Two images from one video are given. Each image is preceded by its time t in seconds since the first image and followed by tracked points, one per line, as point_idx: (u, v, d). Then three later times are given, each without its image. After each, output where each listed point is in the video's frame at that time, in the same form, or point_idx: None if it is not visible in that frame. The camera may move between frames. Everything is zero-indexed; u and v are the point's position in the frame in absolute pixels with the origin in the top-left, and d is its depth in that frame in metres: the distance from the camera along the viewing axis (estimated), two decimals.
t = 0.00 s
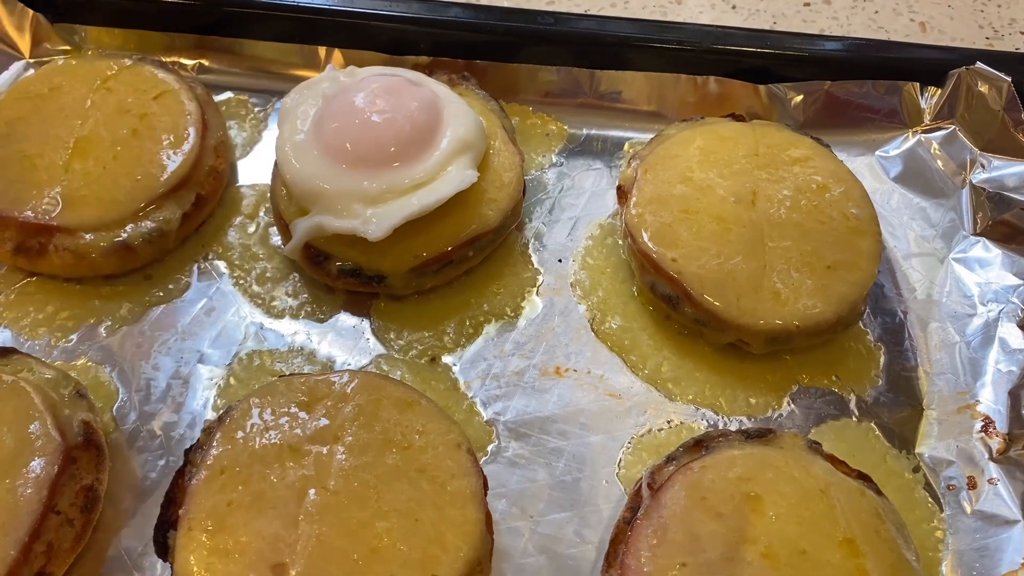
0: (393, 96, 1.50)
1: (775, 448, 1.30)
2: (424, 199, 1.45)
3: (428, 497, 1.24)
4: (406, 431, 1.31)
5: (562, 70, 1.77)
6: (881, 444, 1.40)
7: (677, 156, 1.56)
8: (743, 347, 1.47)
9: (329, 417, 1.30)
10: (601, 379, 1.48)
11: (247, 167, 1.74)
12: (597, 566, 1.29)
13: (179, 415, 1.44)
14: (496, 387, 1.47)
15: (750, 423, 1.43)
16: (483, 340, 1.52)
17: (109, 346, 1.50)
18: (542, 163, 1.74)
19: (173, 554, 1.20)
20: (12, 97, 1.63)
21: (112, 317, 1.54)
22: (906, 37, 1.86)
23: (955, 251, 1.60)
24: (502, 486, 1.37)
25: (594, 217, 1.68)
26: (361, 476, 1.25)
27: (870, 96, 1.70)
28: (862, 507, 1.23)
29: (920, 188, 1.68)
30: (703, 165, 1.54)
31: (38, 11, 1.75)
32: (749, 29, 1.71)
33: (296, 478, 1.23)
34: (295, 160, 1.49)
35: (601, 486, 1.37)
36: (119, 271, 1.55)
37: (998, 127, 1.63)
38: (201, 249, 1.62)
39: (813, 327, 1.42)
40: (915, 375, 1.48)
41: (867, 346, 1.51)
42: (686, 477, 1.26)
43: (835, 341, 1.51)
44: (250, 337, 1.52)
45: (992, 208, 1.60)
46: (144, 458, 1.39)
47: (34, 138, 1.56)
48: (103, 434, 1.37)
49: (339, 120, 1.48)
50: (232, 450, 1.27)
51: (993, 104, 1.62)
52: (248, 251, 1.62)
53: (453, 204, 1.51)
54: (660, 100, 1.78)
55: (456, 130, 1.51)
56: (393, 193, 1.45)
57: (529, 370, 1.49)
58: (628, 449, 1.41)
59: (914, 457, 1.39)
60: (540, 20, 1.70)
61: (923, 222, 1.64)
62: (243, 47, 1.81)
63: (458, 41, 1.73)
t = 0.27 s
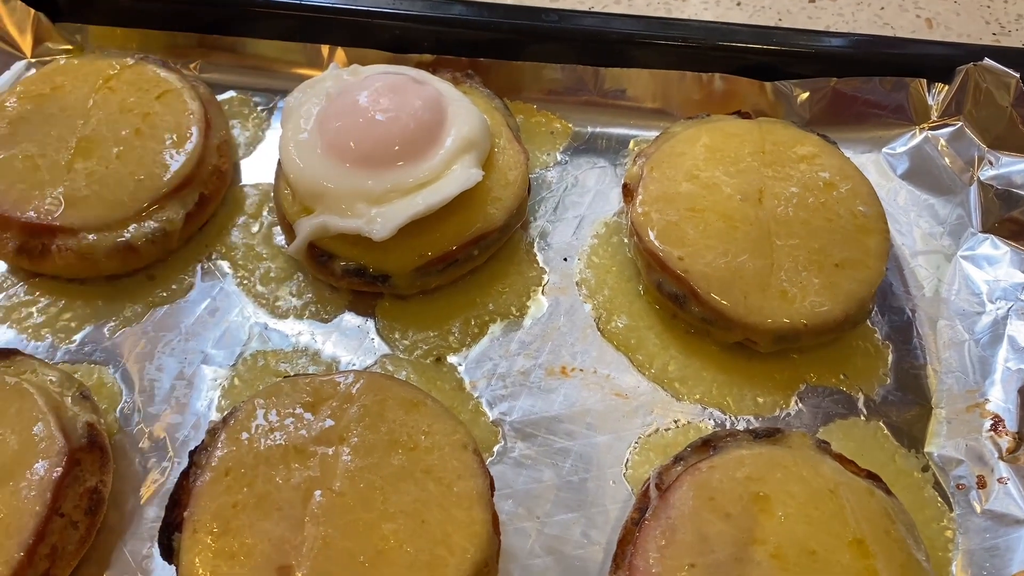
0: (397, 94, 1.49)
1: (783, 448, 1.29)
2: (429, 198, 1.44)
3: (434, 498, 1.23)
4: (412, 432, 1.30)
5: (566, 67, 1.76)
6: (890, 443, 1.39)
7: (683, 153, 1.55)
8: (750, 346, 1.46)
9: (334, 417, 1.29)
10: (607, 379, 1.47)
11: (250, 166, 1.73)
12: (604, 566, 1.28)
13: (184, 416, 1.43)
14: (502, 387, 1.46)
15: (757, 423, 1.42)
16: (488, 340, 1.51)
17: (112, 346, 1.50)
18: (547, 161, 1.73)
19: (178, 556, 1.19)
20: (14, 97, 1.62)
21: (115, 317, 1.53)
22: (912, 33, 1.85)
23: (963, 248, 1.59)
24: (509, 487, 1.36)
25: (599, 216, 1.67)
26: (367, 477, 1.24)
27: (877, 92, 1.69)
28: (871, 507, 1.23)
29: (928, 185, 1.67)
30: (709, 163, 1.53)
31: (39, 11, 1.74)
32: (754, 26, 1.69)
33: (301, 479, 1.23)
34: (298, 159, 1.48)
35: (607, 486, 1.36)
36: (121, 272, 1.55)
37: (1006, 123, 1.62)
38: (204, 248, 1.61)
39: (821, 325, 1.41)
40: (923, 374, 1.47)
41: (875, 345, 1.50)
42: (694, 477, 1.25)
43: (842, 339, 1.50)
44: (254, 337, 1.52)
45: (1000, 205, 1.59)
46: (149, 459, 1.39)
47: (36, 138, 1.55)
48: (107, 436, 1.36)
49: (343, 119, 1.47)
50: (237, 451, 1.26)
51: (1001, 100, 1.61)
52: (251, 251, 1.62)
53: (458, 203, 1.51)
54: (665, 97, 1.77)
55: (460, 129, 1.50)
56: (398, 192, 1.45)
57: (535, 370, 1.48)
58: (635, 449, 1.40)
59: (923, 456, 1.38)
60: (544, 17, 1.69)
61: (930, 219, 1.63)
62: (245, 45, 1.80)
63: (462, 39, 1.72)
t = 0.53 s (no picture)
0: (399, 91, 1.48)
1: (790, 446, 1.28)
2: (431, 196, 1.43)
3: (438, 498, 1.22)
4: (416, 431, 1.29)
5: (568, 64, 1.74)
6: (898, 441, 1.38)
7: (687, 149, 1.54)
8: (756, 343, 1.45)
9: (337, 417, 1.28)
10: (612, 377, 1.46)
11: (250, 164, 1.72)
12: (610, 566, 1.27)
13: (186, 416, 1.42)
14: (506, 386, 1.45)
15: (764, 421, 1.41)
16: (492, 338, 1.50)
17: (113, 347, 1.49)
18: (550, 158, 1.72)
19: (180, 558, 1.18)
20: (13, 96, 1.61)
21: (116, 317, 1.52)
22: (917, 27, 1.84)
23: (970, 244, 1.57)
24: (513, 486, 1.35)
25: (603, 213, 1.65)
26: (371, 477, 1.23)
27: (882, 87, 1.68)
28: (880, 505, 1.21)
29: (934, 180, 1.65)
30: (714, 159, 1.52)
31: (38, 9, 1.74)
32: (756, 21, 1.68)
33: (304, 480, 1.22)
34: (300, 157, 1.47)
35: (613, 485, 1.35)
36: (122, 271, 1.54)
37: (1013, 117, 1.61)
38: (205, 248, 1.60)
39: (827, 322, 1.40)
40: (931, 371, 1.45)
41: (882, 341, 1.49)
42: (700, 476, 1.24)
43: (849, 336, 1.49)
44: (256, 337, 1.51)
45: (1007, 200, 1.58)
46: (150, 460, 1.38)
47: (36, 137, 1.54)
48: (108, 437, 1.35)
49: (344, 116, 1.46)
50: (239, 452, 1.25)
51: (1008, 93, 1.60)
52: (253, 250, 1.60)
53: (461, 201, 1.49)
54: (668, 93, 1.76)
55: (463, 126, 1.49)
56: (400, 190, 1.43)
57: (539, 368, 1.47)
58: (641, 448, 1.39)
59: (931, 453, 1.37)
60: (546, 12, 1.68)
61: (937, 215, 1.62)
62: (246, 43, 1.79)
63: (463, 35, 1.70)
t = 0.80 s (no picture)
0: (400, 81, 1.46)
1: (800, 438, 1.26)
2: (434, 187, 1.41)
3: (444, 492, 1.20)
4: (420, 425, 1.27)
5: (572, 53, 1.72)
6: (908, 432, 1.36)
7: (693, 139, 1.52)
8: (764, 334, 1.43)
9: (341, 411, 1.27)
10: (619, 369, 1.44)
11: (251, 157, 1.70)
12: (618, 560, 1.26)
13: (187, 411, 1.40)
14: (512, 379, 1.43)
15: (772, 412, 1.39)
16: (497, 331, 1.48)
17: (113, 341, 1.47)
18: (553, 149, 1.70)
19: (182, 554, 1.17)
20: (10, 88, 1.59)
21: (116, 311, 1.50)
22: (924, 15, 1.81)
23: (979, 233, 1.56)
24: (520, 480, 1.33)
25: (608, 204, 1.64)
26: (375, 472, 1.21)
27: (890, 75, 1.66)
28: (892, 497, 1.20)
29: (943, 169, 1.63)
30: (720, 148, 1.50)
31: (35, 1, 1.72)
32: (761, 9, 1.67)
33: (307, 474, 1.20)
34: (301, 148, 1.45)
35: (620, 479, 1.33)
36: (122, 265, 1.52)
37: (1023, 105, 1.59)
38: (206, 241, 1.58)
39: (837, 312, 1.38)
40: (941, 361, 1.44)
41: (891, 332, 1.47)
42: (710, 468, 1.22)
43: (858, 327, 1.47)
44: (258, 330, 1.49)
45: (1016, 188, 1.57)
46: (152, 455, 1.36)
47: (34, 130, 1.52)
48: (108, 432, 1.33)
49: (345, 107, 1.44)
50: (241, 447, 1.23)
51: (1018, 80, 1.59)
52: (254, 243, 1.59)
53: (465, 192, 1.47)
54: (673, 82, 1.74)
55: (465, 117, 1.47)
56: (402, 181, 1.41)
57: (545, 361, 1.45)
58: (648, 441, 1.37)
59: (942, 445, 1.35)
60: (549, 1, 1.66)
61: (946, 204, 1.60)
62: (246, 35, 1.77)
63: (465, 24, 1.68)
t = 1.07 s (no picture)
0: (411, 78, 1.49)
1: (806, 423, 1.30)
2: (446, 181, 1.44)
3: (460, 477, 1.23)
4: (436, 412, 1.31)
5: (578, 49, 1.76)
6: (911, 417, 1.40)
7: (699, 132, 1.55)
8: (770, 323, 1.46)
9: (360, 398, 1.30)
10: (628, 358, 1.48)
11: (265, 153, 1.74)
12: (629, 543, 1.29)
13: (206, 401, 1.44)
14: (523, 369, 1.47)
15: (778, 399, 1.42)
16: (508, 322, 1.52)
17: (133, 334, 1.50)
18: (561, 143, 1.73)
19: (207, 538, 1.20)
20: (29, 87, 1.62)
21: (135, 304, 1.54)
22: (924, 10, 1.84)
23: (980, 223, 1.59)
24: (532, 466, 1.37)
25: (615, 197, 1.67)
26: (393, 457, 1.24)
27: (891, 68, 1.69)
28: (895, 480, 1.23)
29: (943, 161, 1.66)
30: (725, 141, 1.53)
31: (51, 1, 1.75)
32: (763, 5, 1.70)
33: (326, 461, 1.23)
34: (315, 144, 1.48)
35: (630, 464, 1.37)
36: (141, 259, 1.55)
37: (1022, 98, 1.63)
38: (222, 235, 1.62)
39: (840, 301, 1.41)
40: (943, 348, 1.47)
41: (894, 321, 1.50)
42: (718, 453, 1.25)
43: (861, 316, 1.50)
44: (274, 322, 1.52)
45: (1016, 179, 1.60)
46: (173, 444, 1.39)
47: (53, 128, 1.56)
48: (131, 421, 1.37)
49: (358, 103, 1.47)
50: (262, 434, 1.26)
51: (1016, 74, 1.62)
52: (269, 237, 1.62)
53: (476, 186, 1.51)
54: (678, 78, 1.77)
55: (475, 113, 1.50)
56: (415, 175, 1.45)
57: (555, 350, 1.49)
58: (657, 428, 1.40)
59: (944, 430, 1.38)
60: None
61: (947, 195, 1.63)
62: (258, 33, 1.80)
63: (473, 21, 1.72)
